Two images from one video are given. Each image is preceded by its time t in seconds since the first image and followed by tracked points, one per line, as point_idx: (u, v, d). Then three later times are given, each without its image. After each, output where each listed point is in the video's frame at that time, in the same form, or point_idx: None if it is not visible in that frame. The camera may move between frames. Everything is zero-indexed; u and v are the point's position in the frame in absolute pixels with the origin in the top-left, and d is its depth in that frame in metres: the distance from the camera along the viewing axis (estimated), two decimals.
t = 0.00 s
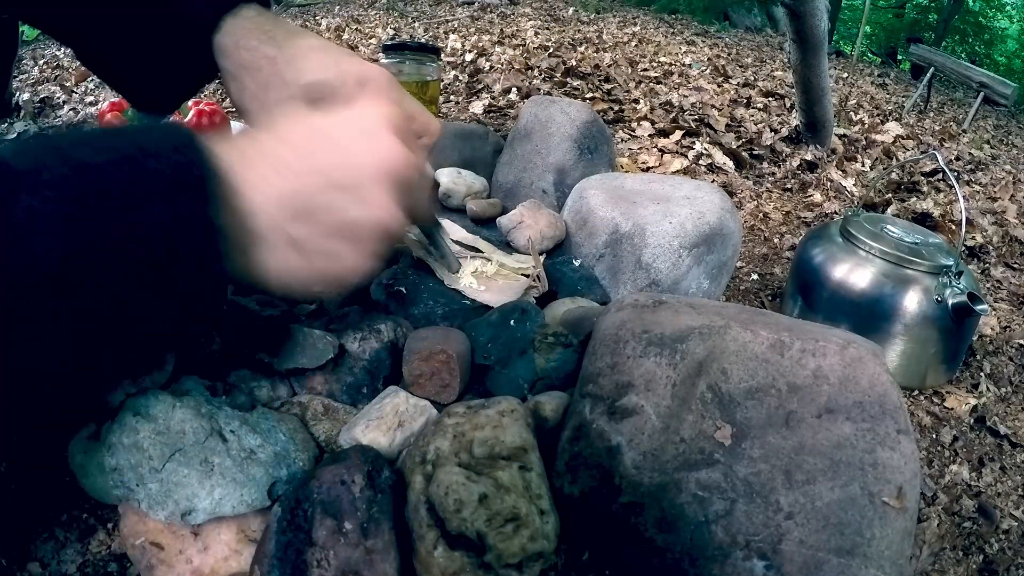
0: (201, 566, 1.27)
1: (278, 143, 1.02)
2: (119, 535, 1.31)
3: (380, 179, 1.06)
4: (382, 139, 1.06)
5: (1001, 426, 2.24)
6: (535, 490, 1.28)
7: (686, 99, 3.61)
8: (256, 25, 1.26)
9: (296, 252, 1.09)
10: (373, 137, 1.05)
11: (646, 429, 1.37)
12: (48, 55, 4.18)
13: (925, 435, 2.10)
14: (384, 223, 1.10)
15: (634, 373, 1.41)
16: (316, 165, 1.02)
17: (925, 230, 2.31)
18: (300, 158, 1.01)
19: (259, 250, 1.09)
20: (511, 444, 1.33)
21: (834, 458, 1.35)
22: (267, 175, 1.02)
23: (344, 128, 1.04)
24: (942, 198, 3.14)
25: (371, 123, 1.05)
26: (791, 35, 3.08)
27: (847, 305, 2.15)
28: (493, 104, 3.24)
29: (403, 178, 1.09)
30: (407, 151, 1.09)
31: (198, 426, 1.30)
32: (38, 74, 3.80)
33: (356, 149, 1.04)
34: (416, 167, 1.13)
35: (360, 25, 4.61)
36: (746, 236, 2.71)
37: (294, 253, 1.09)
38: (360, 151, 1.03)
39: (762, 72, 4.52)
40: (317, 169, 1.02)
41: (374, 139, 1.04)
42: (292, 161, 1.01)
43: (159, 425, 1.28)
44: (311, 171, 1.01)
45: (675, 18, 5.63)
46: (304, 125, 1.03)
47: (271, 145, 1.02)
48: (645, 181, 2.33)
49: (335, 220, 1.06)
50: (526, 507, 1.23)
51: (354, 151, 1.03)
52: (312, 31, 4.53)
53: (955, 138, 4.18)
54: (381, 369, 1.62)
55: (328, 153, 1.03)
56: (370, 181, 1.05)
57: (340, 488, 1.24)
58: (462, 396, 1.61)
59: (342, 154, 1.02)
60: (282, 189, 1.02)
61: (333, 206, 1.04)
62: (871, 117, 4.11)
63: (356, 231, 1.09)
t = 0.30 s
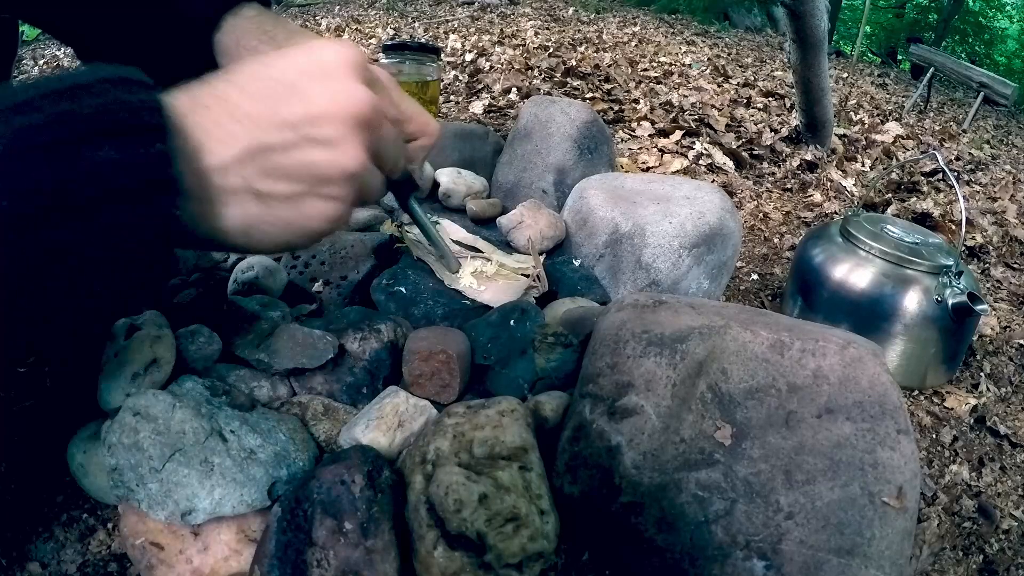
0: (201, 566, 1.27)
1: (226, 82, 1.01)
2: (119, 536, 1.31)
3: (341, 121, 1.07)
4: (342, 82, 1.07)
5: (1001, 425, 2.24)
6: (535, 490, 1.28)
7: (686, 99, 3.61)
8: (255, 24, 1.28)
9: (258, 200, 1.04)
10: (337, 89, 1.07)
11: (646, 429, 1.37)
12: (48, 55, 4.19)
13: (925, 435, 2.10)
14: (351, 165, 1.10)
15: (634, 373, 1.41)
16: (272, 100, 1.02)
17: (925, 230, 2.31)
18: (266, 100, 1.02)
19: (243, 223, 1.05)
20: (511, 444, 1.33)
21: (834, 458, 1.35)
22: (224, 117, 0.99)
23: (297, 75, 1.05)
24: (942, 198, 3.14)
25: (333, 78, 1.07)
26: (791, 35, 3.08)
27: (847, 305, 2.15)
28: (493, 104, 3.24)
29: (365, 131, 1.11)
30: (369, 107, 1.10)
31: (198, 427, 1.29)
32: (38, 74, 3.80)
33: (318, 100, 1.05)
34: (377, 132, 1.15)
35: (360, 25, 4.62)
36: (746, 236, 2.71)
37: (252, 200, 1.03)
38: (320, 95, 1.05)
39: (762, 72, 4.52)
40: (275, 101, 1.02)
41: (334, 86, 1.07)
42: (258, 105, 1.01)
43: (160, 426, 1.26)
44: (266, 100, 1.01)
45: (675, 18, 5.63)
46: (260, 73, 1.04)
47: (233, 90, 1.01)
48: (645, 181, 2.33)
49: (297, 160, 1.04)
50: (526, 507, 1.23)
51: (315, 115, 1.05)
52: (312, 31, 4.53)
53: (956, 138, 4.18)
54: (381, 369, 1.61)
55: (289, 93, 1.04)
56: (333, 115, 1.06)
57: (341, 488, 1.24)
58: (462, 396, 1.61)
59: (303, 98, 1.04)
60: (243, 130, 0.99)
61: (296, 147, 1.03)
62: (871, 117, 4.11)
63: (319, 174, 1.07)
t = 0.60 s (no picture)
0: (201, 566, 1.27)
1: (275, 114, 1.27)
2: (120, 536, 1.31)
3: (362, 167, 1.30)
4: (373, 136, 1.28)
5: (1001, 426, 2.24)
6: (535, 490, 1.28)
7: (686, 99, 3.61)
8: (254, 26, 1.32)
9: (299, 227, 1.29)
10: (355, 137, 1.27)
11: (646, 429, 1.37)
12: (48, 55, 4.19)
13: (925, 435, 2.10)
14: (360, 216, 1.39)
15: (634, 373, 1.41)
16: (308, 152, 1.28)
17: (925, 230, 2.31)
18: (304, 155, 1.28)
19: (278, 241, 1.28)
20: (511, 444, 1.33)
21: (835, 458, 1.35)
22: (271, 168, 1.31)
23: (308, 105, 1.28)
24: (942, 198, 3.14)
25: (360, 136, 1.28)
26: (791, 35, 3.08)
27: (847, 305, 2.15)
28: (493, 104, 3.24)
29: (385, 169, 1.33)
30: (394, 140, 1.30)
31: (198, 427, 1.29)
32: (38, 74, 3.80)
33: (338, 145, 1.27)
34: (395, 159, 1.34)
35: (360, 25, 4.62)
36: (746, 236, 2.71)
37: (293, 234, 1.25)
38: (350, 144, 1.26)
39: (762, 72, 4.52)
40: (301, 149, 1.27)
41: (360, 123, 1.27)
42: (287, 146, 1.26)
43: (160, 425, 1.27)
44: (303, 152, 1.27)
45: (675, 18, 5.63)
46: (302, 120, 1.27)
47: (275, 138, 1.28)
48: (645, 181, 2.33)
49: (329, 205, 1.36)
50: (526, 507, 1.23)
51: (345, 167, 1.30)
52: (312, 31, 4.53)
53: (956, 138, 4.18)
54: (381, 369, 1.62)
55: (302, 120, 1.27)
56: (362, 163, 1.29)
57: (341, 488, 1.24)
58: (462, 396, 1.61)
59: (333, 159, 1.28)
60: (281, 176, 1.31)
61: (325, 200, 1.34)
62: (871, 117, 4.11)
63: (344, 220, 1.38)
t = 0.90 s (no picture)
0: (201, 566, 1.27)
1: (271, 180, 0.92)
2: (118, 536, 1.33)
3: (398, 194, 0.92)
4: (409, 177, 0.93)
5: (1000, 426, 2.25)
6: (535, 490, 1.28)
7: (686, 99, 3.61)
8: (252, 28, 1.25)
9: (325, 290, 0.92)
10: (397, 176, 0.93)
11: (646, 429, 1.37)
12: (48, 55, 4.19)
13: (925, 435, 2.10)
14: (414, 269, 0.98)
15: (635, 373, 1.41)
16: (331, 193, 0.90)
17: (925, 230, 2.32)
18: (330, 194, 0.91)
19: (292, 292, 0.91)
20: (511, 444, 1.33)
21: (835, 458, 1.35)
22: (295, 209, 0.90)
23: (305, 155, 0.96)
24: (942, 198, 3.14)
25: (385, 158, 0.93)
26: (791, 35, 3.08)
27: (847, 305, 2.15)
28: (493, 104, 3.24)
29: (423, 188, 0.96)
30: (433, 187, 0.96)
31: (198, 427, 1.31)
32: (38, 74, 3.81)
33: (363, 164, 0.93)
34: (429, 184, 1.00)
35: (360, 25, 4.62)
36: (746, 236, 2.71)
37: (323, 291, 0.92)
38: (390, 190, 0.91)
39: (762, 72, 4.52)
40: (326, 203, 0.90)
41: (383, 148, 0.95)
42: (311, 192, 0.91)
43: (160, 426, 1.28)
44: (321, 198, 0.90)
45: (675, 18, 5.64)
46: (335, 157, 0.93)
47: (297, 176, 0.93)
48: (645, 181, 2.33)
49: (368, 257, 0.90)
50: (525, 507, 1.23)
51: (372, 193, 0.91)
52: (312, 31, 4.53)
53: (956, 138, 4.18)
54: (381, 369, 1.62)
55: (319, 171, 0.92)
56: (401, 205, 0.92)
57: (341, 488, 1.24)
58: (462, 396, 1.61)
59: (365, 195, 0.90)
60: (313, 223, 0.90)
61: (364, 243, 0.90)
62: (871, 117, 4.11)
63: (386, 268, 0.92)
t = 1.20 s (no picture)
0: (201, 566, 1.27)
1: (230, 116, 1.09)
2: (119, 537, 1.31)
3: (367, 164, 1.07)
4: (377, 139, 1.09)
5: (1001, 426, 2.25)
6: (535, 490, 1.28)
7: (686, 99, 3.61)
8: (251, 27, 1.28)
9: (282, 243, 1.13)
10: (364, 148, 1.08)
11: (646, 429, 1.37)
12: (48, 55, 4.19)
13: (925, 435, 2.10)
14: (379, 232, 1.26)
15: (634, 373, 1.41)
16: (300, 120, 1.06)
17: (925, 230, 2.31)
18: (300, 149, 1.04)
19: (244, 235, 1.10)
20: (511, 444, 1.33)
21: (835, 458, 1.35)
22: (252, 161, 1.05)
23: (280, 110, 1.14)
24: (942, 198, 3.14)
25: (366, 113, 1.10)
26: (791, 35, 3.08)
27: (847, 304, 2.15)
28: (493, 104, 3.24)
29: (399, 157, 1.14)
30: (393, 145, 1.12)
31: (198, 427, 1.30)
32: (38, 74, 3.81)
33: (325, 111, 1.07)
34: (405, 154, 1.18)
35: (360, 25, 4.62)
36: (746, 236, 2.71)
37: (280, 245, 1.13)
38: (348, 140, 1.05)
39: (762, 72, 4.52)
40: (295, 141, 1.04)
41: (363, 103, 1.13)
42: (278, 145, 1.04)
43: (160, 425, 1.27)
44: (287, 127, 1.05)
45: (675, 19, 5.65)
46: (306, 118, 1.06)
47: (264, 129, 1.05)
48: (645, 181, 2.33)
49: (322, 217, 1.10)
50: (525, 507, 1.23)
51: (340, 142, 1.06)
52: (312, 31, 4.53)
53: (956, 138, 4.18)
54: (381, 369, 1.62)
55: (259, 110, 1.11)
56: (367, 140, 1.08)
57: (340, 488, 1.24)
58: (462, 396, 1.61)
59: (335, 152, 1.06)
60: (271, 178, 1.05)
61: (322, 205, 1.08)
62: (871, 117, 4.11)
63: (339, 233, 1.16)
